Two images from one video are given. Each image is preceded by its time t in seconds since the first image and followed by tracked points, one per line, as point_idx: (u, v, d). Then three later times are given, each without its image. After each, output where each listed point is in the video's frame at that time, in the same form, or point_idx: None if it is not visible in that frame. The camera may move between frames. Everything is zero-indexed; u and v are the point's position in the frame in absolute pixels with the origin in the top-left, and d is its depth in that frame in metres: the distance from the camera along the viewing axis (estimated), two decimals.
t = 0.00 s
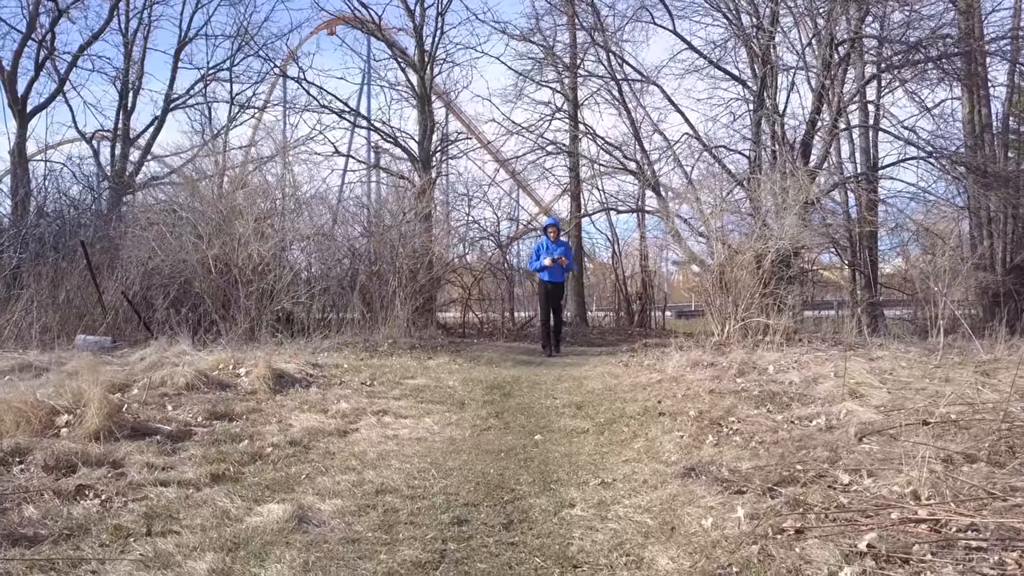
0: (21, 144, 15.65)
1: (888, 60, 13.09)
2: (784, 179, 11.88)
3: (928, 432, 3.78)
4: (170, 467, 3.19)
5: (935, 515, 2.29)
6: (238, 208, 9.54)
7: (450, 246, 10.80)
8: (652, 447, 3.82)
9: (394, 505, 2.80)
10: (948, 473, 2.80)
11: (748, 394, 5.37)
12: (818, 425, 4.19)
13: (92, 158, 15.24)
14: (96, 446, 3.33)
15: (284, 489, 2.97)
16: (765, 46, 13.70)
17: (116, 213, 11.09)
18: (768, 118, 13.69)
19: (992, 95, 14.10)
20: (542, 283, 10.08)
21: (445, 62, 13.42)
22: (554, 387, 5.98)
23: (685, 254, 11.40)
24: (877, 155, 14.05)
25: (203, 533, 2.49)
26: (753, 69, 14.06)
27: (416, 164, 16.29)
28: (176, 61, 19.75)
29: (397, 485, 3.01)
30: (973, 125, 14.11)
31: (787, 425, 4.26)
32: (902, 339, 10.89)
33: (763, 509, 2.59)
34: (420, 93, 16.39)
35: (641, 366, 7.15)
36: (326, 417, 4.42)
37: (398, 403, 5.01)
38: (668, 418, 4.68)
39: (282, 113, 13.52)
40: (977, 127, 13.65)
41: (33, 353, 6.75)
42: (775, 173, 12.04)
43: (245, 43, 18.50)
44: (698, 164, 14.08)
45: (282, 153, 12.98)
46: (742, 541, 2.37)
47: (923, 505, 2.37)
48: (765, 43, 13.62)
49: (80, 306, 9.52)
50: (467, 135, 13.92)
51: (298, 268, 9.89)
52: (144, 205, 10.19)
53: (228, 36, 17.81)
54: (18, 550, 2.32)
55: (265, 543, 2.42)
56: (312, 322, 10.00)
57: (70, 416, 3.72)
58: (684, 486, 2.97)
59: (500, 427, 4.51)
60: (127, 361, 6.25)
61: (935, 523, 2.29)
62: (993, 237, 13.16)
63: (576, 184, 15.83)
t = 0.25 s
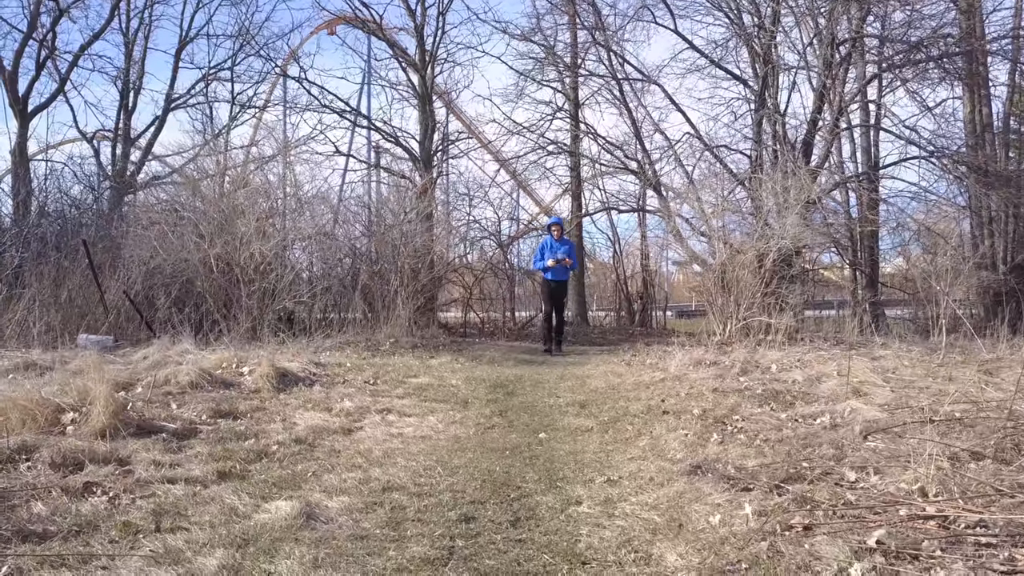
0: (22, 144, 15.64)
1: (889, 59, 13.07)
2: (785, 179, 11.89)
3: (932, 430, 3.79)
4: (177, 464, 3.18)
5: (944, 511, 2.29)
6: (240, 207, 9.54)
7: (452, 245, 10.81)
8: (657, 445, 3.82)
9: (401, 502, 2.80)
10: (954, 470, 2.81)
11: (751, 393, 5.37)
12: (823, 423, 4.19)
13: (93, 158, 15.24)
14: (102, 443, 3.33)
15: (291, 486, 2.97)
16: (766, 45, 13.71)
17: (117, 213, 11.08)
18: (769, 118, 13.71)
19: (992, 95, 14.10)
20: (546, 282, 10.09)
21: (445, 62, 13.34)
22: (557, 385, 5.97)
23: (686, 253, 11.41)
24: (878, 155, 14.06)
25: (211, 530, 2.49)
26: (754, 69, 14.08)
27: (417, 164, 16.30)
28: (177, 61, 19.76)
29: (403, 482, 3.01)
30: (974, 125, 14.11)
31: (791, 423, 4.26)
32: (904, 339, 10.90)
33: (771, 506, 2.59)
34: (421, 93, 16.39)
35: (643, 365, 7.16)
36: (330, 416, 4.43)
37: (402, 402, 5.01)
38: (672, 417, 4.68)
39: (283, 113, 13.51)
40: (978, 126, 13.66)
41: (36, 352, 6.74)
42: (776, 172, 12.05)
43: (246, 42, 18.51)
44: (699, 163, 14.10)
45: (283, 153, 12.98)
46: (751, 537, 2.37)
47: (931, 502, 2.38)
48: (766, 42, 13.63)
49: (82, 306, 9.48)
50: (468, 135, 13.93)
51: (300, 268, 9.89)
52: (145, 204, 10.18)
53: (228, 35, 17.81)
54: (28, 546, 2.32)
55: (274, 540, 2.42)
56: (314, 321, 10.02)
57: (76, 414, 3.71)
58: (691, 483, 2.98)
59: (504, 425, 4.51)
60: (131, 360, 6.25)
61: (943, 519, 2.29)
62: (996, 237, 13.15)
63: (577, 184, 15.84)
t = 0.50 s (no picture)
0: (22, 144, 15.61)
1: (890, 58, 13.08)
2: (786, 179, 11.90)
3: (937, 428, 3.78)
4: (179, 462, 3.17)
5: (952, 508, 2.29)
6: (241, 206, 9.51)
7: (452, 244, 10.78)
8: (660, 443, 3.80)
9: (405, 499, 2.79)
10: (962, 468, 2.80)
11: (754, 391, 5.36)
12: (827, 422, 4.18)
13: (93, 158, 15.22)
14: (104, 441, 3.31)
15: (295, 483, 2.96)
16: (767, 44, 13.72)
17: (118, 212, 11.07)
18: (770, 117, 13.72)
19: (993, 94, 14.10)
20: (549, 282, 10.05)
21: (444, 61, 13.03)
22: (560, 384, 5.95)
23: (687, 253, 11.40)
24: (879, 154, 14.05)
25: (216, 527, 2.48)
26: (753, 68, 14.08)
27: (418, 164, 16.31)
28: (177, 61, 19.77)
29: (407, 480, 3.00)
30: (976, 124, 14.11)
31: (795, 422, 4.25)
32: (905, 338, 10.89)
33: (777, 504, 2.58)
34: (421, 92, 16.40)
35: (645, 364, 7.15)
36: (332, 414, 4.42)
37: (404, 400, 5.00)
38: (675, 415, 4.67)
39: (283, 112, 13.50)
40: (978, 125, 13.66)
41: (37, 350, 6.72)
42: (778, 172, 12.03)
43: (246, 42, 18.51)
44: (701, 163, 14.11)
45: (284, 152, 12.97)
46: (757, 535, 2.36)
47: (939, 499, 2.37)
48: (768, 41, 13.62)
49: (83, 305, 9.45)
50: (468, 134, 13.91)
51: (300, 267, 9.87)
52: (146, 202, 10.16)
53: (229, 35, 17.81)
54: (31, 543, 2.31)
55: (279, 537, 2.41)
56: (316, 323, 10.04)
57: (78, 412, 3.70)
58: (696, 481, 2.96)
59: (507, 424, 4.50)
60: (132, 358, 6.23)
61: (951, 517, 2.29)
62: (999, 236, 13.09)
63: (577, 184, 15.82)
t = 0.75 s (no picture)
0: (22, 143, 15.59)
1: (890, 58, 13.05)
2: (787, 179, 11.87)
3: (940, 429, 3.75)
4: (174, 464, 3.14)
5: (956, 511, 2.26)
6: (240, 206, 9.49)
7: (452, 244, 10.76)
8: (661, 445, 3.77)
9: (402, 502, 2.76)
10: (966, 469, 2.76)
11: (754, 392, 5.34)
12: (828, 423, 4.15)
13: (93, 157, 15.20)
14: (99, 443, 3.28)
15: (291, 486, 2.93)
16: (768, 44, 13.70)
17: (117, 212, 11.05)
18: (771, 117, 13.71)
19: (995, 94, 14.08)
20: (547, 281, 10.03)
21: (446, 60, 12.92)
22: (559, 385, 5.92)
23: (687, 253, 11.38)
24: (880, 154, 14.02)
25: (209, 530, 2.45)
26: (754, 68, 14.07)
27: (418, 164, 16.29)
28: (176, 60, 19.78)
29: (404, 482, 2.97)
30: (976, 124, 14.07)
31: (796, 423, 4.22)
32: (906, 338, 10.86)
33: (779, 506, 2.55)
34: (421, 92, 16.38)
35: (646, 365, 7.13)
36: (330, 415, 4.39)
37: (403, 401, 4.97)
38: (676, 416, 4.64)
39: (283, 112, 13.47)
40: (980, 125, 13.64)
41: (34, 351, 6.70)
42: (778, 172, 12.01)
43: (246, 42, 18.50)
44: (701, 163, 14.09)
45: (283, 152, 12.95)
46: (759, 538, 2.33)
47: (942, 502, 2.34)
48: (768, 41, 13.60)
49: (82, 305, 9.41)
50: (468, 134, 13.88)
51: (299, 267, 9.85)
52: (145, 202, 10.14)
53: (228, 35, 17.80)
54: (21, 547, 2.28)
55: (273, 540, 2.38)
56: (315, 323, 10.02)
57: (73, 413, 3.67)
58: (696, 483, 2.93)
59: (506, 425, 4.47)
60: (129, 359, 6.20)
61: (955, 520, 2.26)
62: (1001, 236, 13.05)
63: (577, 183, 15.80)
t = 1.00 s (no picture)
0: (21, 143, 15.58)
1: (891, 58, 13.04)
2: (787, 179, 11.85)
3: (942, 432, 3.72)
4: (168, 467, 3.11)
5: (958, 517, 2.24)
6: (239, 206, 9.47)
7: (452, 244, 10.73)
8: (660, 447, 3.74)
9: (398, 506, 2.73)
10: (969, 474, 2.73)
11: (755, 394, 5.30)
12: (829, 425, 4.12)
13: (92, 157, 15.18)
14: (92, 445, 3.26)
15: (285, 490, 2.89)
16: (768, 44, 13.68)
17: (116, 213, 11.02)
18: (771, 117, 13.68)
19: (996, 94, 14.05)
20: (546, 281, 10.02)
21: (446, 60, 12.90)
22: (558, 386, 5.88)
23: (687, 253, 11.36)
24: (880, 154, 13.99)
25: (200, 536, 2.41)
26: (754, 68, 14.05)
27: (417, 164, 16.27)
28: (176, 60, 19.77)
29: (400, 486, 2.94)
30: (977, 124, 14.03)
31: (796, 425, 4.19)
32: (906, 339, 10.83)
33: (778, 511, 2.52)
34: (420, 92, 16.35)
35: (646, 366, 7.10)
36: (327, 417, 4.35)
37: (400, 402, 4.93)
38: (675, 418, 4.61)
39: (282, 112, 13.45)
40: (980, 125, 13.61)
41: (31, 352, 6.67)
42: (779, 172, 11.98)
43: (246, 41, 18.48)
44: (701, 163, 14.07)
45: (282, 151, 12.93)
46: (759, 544, 2.30)
47: (945, 507, 2.31)
48: (768, 41, 13.58)
49: (79, 305, 9.36)
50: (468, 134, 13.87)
51: (299, 267, 9.83)
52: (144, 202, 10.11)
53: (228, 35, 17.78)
54: (8, 554, 2.25)
55: (265, 547, 2.34)
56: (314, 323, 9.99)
57: (66, 416, 3.64)
58: (695, 487, 2.90)
59: (504, 427, 4.43)
60: (126, 360, 6.17)
61: (958, 526, 2.23)
62: (1002, 236, 13.01)
63: (577, 183, 15.77)
